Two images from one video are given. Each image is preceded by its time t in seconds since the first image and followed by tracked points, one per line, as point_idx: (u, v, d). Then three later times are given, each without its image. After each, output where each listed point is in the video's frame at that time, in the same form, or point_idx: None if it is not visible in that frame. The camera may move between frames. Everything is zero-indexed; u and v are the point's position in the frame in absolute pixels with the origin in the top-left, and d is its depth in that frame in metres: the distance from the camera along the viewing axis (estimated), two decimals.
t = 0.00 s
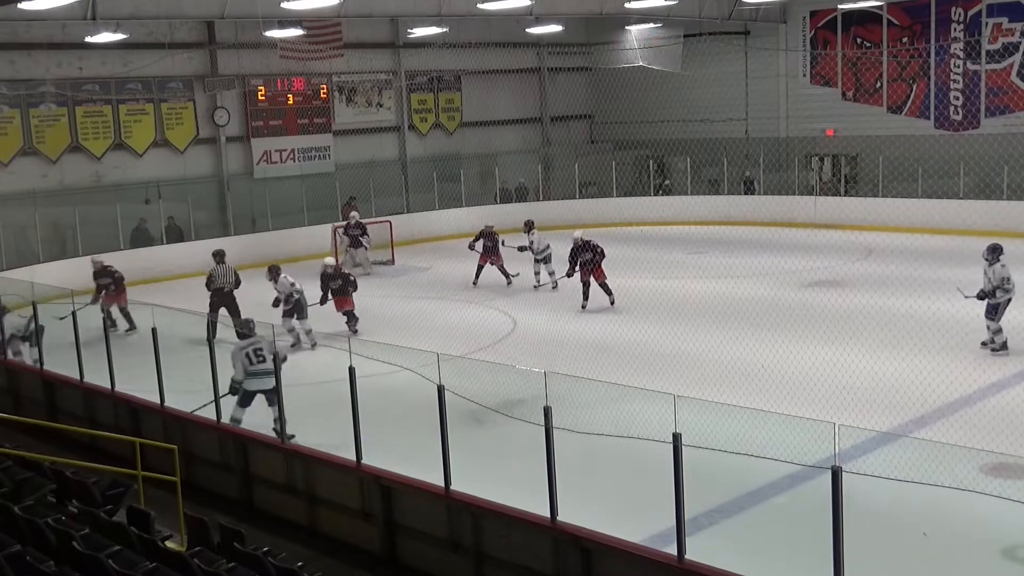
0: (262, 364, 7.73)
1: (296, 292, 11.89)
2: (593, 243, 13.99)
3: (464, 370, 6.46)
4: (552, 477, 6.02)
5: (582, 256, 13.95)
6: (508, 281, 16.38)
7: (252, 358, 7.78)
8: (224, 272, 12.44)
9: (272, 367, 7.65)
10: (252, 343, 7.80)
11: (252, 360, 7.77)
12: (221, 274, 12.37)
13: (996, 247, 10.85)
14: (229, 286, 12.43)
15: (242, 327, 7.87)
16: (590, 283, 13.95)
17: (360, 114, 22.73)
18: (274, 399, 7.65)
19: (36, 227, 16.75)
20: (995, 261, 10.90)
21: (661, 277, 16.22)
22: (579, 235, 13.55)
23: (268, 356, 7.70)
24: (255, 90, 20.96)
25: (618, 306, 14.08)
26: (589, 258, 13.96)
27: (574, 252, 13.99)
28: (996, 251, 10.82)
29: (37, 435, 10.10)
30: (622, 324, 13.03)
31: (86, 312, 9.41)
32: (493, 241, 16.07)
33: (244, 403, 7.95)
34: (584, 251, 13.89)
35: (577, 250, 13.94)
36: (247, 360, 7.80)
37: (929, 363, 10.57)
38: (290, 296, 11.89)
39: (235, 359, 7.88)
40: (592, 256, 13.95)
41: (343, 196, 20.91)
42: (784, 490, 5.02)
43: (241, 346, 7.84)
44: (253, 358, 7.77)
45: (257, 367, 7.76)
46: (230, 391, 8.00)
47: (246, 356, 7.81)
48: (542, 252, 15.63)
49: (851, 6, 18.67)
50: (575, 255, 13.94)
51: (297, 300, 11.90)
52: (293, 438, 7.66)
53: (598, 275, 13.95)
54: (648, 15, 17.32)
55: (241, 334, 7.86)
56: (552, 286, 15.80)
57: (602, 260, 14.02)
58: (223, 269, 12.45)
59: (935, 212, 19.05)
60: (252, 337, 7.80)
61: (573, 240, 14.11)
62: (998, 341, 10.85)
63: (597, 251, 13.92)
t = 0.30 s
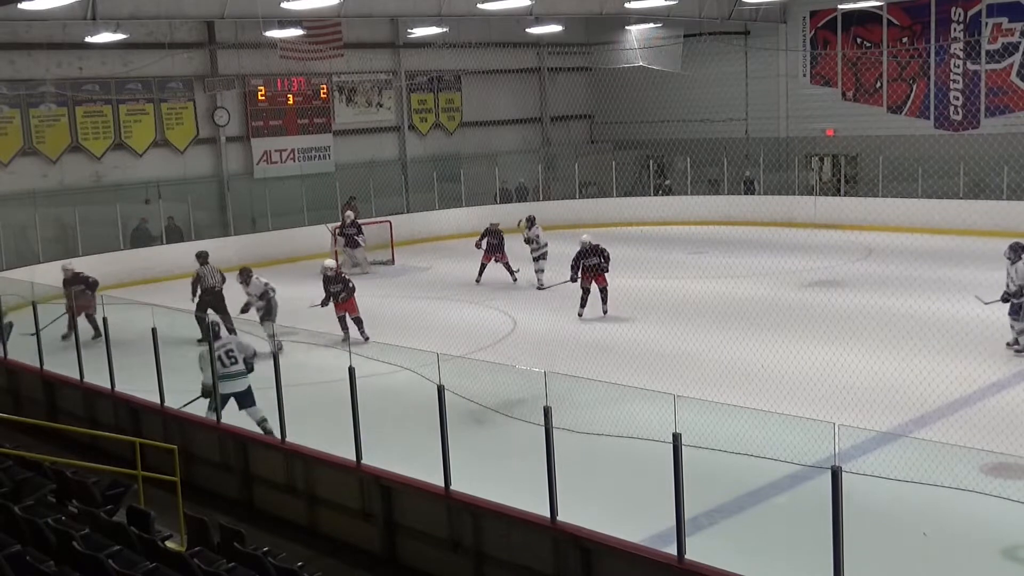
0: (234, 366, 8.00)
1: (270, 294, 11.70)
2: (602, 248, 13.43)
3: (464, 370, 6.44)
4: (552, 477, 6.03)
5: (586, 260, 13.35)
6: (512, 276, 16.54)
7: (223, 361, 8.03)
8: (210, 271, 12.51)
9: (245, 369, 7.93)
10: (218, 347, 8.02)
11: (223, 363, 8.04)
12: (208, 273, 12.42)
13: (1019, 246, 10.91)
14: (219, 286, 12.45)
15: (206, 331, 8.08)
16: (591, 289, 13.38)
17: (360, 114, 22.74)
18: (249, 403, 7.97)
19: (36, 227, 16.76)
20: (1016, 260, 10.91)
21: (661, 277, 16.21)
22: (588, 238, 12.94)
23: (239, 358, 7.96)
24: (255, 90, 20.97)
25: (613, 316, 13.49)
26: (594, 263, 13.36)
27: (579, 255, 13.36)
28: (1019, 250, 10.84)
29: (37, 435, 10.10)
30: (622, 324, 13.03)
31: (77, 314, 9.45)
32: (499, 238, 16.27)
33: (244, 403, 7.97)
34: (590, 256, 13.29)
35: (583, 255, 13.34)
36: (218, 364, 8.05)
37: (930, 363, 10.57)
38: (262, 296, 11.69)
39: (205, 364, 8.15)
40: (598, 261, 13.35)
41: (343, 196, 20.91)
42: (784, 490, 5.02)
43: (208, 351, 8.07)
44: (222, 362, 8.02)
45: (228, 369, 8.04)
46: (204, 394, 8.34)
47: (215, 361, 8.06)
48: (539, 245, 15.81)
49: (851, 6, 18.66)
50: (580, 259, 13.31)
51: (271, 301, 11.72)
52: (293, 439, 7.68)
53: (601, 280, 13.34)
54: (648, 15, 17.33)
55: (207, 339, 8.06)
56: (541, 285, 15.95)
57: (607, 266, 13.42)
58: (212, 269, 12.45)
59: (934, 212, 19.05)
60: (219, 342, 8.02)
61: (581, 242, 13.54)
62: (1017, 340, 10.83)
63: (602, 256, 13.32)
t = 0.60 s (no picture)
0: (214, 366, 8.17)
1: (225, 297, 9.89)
2: (618, 253, 12.90)
3: (464, 371, 6.45)
4: (552, 477, 6.02)
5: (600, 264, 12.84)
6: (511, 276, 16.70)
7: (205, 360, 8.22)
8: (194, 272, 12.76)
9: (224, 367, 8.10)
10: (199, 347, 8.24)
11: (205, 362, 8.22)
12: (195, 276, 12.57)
13: None
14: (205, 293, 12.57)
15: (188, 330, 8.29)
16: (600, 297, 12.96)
17: (360, 114, 22.74)
18: (230, 402, 8.08)
19: (36, 227, 16.75)
20: None
21: (661, 277, 16.21)
22: (605, 242, 12.45)
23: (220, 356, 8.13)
24: (255, 90, 20.96)
25: (630, 324, 12.98)
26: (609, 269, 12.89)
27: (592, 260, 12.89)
28: None
29: (37, 435, 10.09)
30: (622, 324, 13.02)
31: (70, 317, 9.41)
32: (500, 236, 16.37)
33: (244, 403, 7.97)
34: (606, 261, 12.79)
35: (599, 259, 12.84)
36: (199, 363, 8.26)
37: (929, 363, 10.57)
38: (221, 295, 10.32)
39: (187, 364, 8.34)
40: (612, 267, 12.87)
41: (343, 196, 20.92)
42: (784, 490, 5.02)
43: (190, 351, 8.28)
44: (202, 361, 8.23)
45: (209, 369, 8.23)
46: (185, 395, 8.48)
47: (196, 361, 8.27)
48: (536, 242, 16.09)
49: (851, 6, 18.65)
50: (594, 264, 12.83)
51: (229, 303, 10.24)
52: (293, 439, 7.67)
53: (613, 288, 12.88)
54: (648, 15, 17.33)
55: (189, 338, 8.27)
56: (536, 279, 16.27)
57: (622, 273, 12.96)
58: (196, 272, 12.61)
59: (935, 212, 19.07)
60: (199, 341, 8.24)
61: (598, 247, 13.05)
62: None
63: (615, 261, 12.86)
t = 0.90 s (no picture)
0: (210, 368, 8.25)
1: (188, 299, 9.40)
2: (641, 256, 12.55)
3: (464, 371, 6.46)
4: (552, 477, 6.02)
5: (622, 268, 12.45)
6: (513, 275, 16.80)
7: (199, 362, 8.27)
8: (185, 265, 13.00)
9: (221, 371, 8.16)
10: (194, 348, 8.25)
11: (199, 365, 8.28)
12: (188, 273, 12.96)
13: None
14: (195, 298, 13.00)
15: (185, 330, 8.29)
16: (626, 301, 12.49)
17: (360, 114, 22.74)
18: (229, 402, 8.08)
19: (36, 227, 16.75)
20: None
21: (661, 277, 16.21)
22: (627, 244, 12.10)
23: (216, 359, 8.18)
24: (255, 90, 20.96)
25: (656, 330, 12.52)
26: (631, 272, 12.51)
27: (613, 264, 12.46)
28: None
29: (37, 435, 10.09)
30: (622, 324, 13.01)
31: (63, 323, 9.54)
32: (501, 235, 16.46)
33: (244, 403, 7.97)
34: (629, 262, 12.41)
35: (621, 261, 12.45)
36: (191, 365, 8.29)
37: (929, 363, 10.56)
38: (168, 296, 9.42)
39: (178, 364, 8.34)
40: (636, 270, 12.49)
41: (343, 196, 20.92)
42: (784, 490, 5.02)
43: (183, 351, 8.28)
44: (197, 363, 8.28)
45: (204, 371, 8.29)
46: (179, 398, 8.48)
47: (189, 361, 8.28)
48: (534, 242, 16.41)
49: (850, 6, 18.63)
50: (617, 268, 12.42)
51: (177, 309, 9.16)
52: (293, 438, 7.67)
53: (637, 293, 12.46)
54: (648, 15, 17.33)
55: (184, 339, 8.27)
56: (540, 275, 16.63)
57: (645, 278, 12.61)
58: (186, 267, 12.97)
59: (935, 212, 19.10)
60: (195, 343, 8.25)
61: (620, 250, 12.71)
62: None
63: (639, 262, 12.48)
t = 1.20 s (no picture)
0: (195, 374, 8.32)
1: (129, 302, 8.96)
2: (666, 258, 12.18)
3: (464, 370, 6.45)
4: (552, 477, 6.02)
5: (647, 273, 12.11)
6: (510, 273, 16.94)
7: (184, 368, 8.34)
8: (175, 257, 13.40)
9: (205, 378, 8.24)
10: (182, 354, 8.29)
11: (184, 370, 8.34)
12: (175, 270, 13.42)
13: None
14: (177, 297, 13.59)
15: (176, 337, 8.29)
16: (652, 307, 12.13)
17: (360, 114, 22.75)
18: (228, 401, 8.09)
19: (36, 227, 16.74)
20: None
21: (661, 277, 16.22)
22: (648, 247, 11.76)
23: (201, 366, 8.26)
24: (255, 90, 20.96)
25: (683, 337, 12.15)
26: (657, 277, 12.15)
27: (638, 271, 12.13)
28: None
29: (38, 435, 10.10)
30: (622, 324, 13.01)
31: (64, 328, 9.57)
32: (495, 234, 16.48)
33: (244, 403, 7.97)
34: (652, 267, 12.07)
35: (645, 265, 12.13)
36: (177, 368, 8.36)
37: (930, 363, 10.56)
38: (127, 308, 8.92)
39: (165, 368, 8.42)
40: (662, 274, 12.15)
41: (343, 197, 20.93)
42: (785, 490, 5.01)
43: (172, 355, 8.34)
44: (182, 368, 8.34)
45: (189, 376, 8.34)
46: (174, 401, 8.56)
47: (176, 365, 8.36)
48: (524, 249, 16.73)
49: (851, 6, 18.62)
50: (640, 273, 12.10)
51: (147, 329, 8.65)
52: (293, 438, 7.66)
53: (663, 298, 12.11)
54: (648, 15, 17.32)
55: (177, 344, 8.28)
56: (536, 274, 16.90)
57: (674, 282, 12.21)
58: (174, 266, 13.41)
59: (935, 212, 19.14)
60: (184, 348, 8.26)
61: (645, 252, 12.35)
62: None
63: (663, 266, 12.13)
